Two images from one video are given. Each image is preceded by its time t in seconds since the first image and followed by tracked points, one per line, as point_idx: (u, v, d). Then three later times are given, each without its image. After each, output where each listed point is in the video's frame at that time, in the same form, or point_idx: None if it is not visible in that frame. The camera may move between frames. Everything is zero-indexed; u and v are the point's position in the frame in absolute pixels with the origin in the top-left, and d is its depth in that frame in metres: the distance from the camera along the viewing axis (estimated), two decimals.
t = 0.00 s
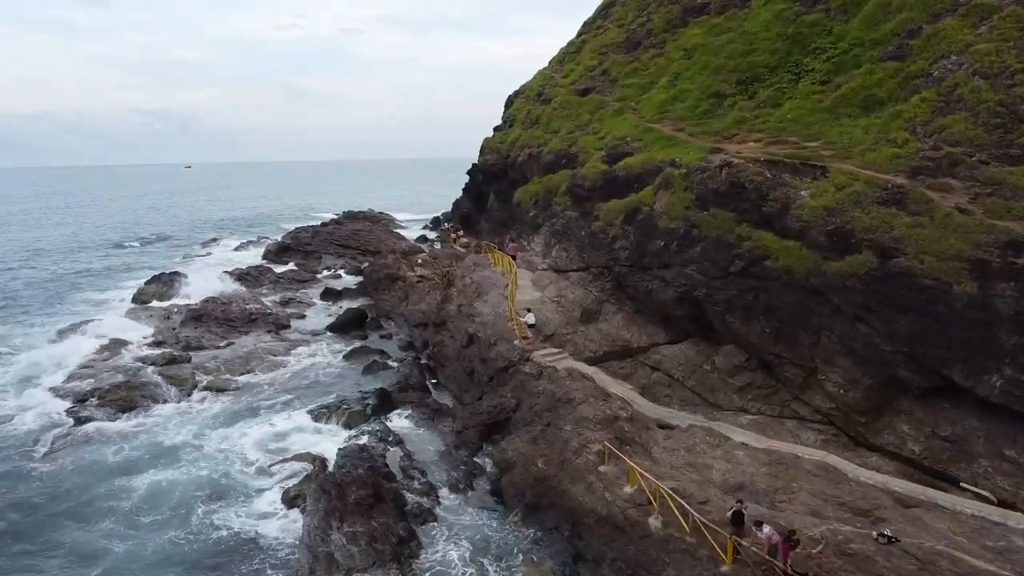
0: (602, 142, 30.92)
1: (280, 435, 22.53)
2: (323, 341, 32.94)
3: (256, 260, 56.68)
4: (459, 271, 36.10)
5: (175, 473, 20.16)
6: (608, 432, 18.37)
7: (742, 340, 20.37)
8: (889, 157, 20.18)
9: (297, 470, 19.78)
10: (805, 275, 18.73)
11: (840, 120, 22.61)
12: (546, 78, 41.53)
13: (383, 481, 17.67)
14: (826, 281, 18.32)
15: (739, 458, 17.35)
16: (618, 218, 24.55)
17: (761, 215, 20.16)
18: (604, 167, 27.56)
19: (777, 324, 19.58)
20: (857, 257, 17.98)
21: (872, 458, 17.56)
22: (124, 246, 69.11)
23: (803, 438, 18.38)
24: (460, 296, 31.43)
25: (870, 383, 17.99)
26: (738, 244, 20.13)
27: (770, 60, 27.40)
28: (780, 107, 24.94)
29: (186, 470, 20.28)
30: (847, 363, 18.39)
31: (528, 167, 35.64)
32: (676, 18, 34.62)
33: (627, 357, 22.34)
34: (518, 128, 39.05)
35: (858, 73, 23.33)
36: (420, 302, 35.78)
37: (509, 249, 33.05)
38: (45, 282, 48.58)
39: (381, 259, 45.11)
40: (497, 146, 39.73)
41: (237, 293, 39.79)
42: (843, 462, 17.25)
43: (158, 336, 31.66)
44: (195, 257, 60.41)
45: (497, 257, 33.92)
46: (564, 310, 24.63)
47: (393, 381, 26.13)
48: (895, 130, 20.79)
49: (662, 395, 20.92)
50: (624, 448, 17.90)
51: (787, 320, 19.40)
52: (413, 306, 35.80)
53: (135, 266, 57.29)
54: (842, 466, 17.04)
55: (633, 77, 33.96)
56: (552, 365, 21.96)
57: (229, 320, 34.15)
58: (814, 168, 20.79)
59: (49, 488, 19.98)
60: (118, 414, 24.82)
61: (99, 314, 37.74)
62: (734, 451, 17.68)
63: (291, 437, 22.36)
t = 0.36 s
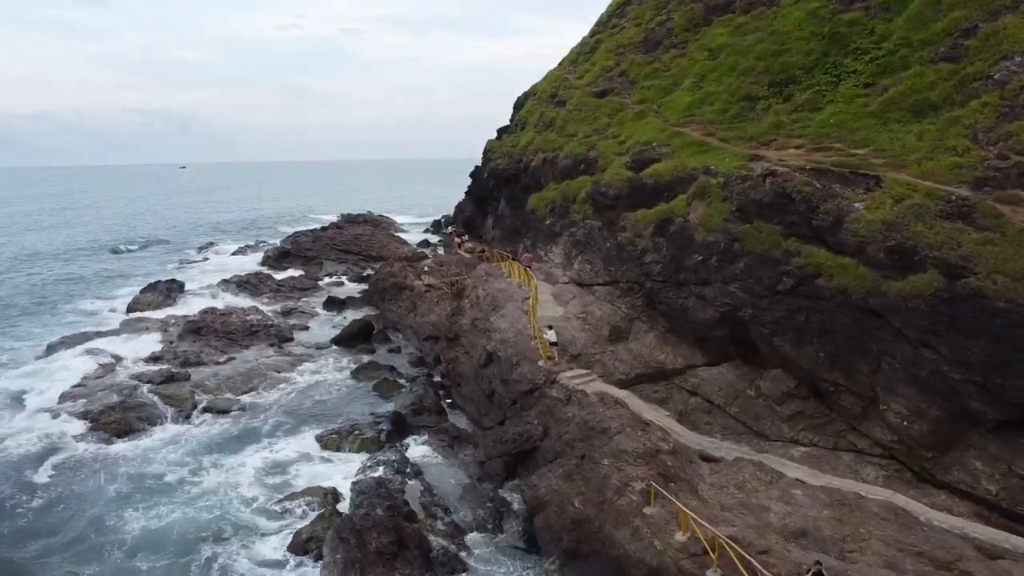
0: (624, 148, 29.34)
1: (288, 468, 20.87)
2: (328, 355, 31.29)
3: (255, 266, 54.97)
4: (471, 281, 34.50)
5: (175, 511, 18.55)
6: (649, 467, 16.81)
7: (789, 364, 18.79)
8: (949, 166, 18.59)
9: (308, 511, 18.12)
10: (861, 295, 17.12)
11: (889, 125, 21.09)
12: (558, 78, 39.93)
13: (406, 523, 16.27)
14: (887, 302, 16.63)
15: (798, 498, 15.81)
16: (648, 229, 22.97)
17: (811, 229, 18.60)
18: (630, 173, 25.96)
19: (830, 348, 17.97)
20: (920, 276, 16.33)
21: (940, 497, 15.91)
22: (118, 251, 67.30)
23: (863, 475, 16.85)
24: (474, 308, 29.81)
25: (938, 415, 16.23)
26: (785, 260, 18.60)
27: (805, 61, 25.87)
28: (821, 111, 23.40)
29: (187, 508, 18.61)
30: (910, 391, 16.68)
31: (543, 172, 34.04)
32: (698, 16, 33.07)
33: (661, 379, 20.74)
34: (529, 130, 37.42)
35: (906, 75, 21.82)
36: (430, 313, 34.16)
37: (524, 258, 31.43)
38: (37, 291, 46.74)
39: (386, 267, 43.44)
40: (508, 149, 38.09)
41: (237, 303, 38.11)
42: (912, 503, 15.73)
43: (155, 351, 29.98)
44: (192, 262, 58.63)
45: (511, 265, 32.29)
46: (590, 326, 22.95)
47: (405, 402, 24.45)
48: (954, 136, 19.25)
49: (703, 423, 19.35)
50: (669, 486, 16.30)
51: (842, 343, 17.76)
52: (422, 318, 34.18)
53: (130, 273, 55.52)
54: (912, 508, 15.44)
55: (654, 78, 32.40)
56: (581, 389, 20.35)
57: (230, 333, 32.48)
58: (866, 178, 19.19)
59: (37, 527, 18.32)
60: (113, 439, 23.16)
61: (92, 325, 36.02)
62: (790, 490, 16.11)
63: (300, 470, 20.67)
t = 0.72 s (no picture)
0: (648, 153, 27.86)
1: (297, 501, 19.46)
2: (336, 370, 29.78)
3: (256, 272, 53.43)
4: (484, 291, 33.00)
5: (176, 554, 17.08)
6: (697, 505, 15.29)
7: (843, 389, 17.32)
8: (1015, 176, 17.00)
9: (322, 553, 16.73)
10: (925, 317, 15.51)
11: (943, 131, 19.65)
12: (572, 79, 38.43)
13: (429, 573, 15.93)
14: (954, 325, 15.04)
15: (864, 544, 14.31)
16: (681, 241, 21.51)
17: (867, 243, 17.11)
18: (658, 180, 24.48)
19: (891, 374, 16.47)
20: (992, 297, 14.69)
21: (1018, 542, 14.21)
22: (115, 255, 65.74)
23: (931, 515, 15.28)
24: (489, 321, 28.32)
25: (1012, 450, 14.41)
26: (839, 278, 17.12)
27: (844, 61, 24.41)
28: (865, 115, 21.98)
29: (189, 551, 17.15)
30: (981, 422, 14.98)
31: (559, 177, 32.55)
32: (723, 15, 31.58)
33: (700, 405, 19.26)
34: (544, 133, 35.91)
35: (960, 78, 20.39)
36: (441, 325, 32.68)
37: (541, 268, 29.94)
38: (33, 298, 45.25)
39: (392, 274, 41.93)
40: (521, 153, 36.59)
41: (240, 313, 36.59)
42: (989, 549, 14.10)
43: (153, 366, 28.45)
44: (192, 267, 57.13)
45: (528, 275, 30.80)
46: (619, 344, 21.42)
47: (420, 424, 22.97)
48: (1019, 143, 17.78)
49: (749, 453, 17.84)
50: (720, 528, 14.84)
51: (903, 370, 16.25)
52: (433, 330, 32.71)
53: (128, 278, 53.99)
54: (991, 555, 13.87)
55: (677, 79, 30.91)
56: (614, 415, 18.85)
57: (232, 346, 30.94)
58: (923, 189, 17.60)
59: (27, 569, 16.84)
60: (109, 465, 21.65)
61: (87, 336, 34.49)
62: (854, 533, 14.64)
63: (310, 502, 19.30)
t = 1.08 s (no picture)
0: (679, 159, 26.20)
1: (308, 539, 17.92)
2: (346, 388, 28.14)
3: (260, 278, 51.80)
4: (501, 304, 31.35)
5: None
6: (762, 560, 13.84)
7: (915, 425, 15.67)
8: None
9: None
10: (1011, 347, 13.76)
11: (1015, 139, 18.00)
12: (591, 79, 36.74)
13: None
14: None
15: None
16: (725, 256, 19.84)
17: (941, 262, 15.45)
18: (694, 189, 22.82)
19: (972, 411, 14.61)
20: None
21: None
22: (115, 259, 64.16)
23: None
24: (509, 337, 26.66)
25: None
26: (911, 301, 15.45)
27: (895, 61, 22.73)
28: (922, 121, 20.34)
29: None
30: None
31: (581, 183, 30.89)
32: (755, 12, 29.89)
33: (751, 438, 17.59)
34: (562, 136, 34.24)
35: None
36: (456, 339, 31.01)
37: (565, 280, 28.22)
38: (29, 306, 43.70)
39: (402, 283, 40.27)
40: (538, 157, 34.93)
41: (243, 324, 34.96)
42: None
43: (153, 384, 26.86)
44: (194, 273, 55.57)
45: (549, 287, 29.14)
46: (657, 366, 19.66)
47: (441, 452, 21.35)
48: None
49: (809, 495, 16.16)
50: None
51: (986, 405, 14.39)
52: (448, 345, 31.07)
53: (128, 285, 52.40)
54: None
55: (706, 80, 29.24)
56: (656, 449, 17.22)
57: (236, 362, 29.31)
58: (1000, 203, 15.90)
59: None
60: (106, 498, 20.05)
61: (85, 349, 32.90)
62: None
63: (323, 542, 17.79)
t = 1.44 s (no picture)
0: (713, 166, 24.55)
1: None
2: (355, 407, 26.49)
3: (262, 284, 50.17)
4: (518, 316, 29.69)
5: None
6: None
7: (1001, 467, 13.93)
8: None
9: None
10: None
11: None
12: (610, 78, 35.07)
13: None
14: None
15: None
16: (774, 273, 18.19)
17: None
18: (733, 197, 21.15)
19: None
20: None
21: None
22: (113, 263, 62.59)
23: None
24: (530, 354, 24.98)
25: None
26: (997, 329, 13.74)
27: (951, 61, 21.10)
28: (987, 126, 18.71)
29: None
30: None
31: (602, 188, 29.22)
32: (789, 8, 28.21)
33: (810, 476, 15.90)
34: (581, 138, 32.59)
35: None
36: (470, 353, 29.32)
37: (589, 293, 26.48)
38: (23, 315, 42.11)
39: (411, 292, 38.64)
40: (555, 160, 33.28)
41: (246, 337, 33.33)
42: None
43: (151, 403, 25.28)
44: (194, 279, 53.98)
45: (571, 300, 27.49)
46: (700, 393, 17.94)
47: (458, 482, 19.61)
48: None
49: (881, 544, 14.46)
50: None
51: None
52: (462, 360, 29.40)
53: (126, 291, 50.82)
54: None
55: (738, 80, 27.58)
56: (706, 488, 15.57)
57: (239, 378, 27.67)
58: None
59: None
60: (99, 535, 18.44)
61: (79, 364, 31.29)
62: None
63: None
